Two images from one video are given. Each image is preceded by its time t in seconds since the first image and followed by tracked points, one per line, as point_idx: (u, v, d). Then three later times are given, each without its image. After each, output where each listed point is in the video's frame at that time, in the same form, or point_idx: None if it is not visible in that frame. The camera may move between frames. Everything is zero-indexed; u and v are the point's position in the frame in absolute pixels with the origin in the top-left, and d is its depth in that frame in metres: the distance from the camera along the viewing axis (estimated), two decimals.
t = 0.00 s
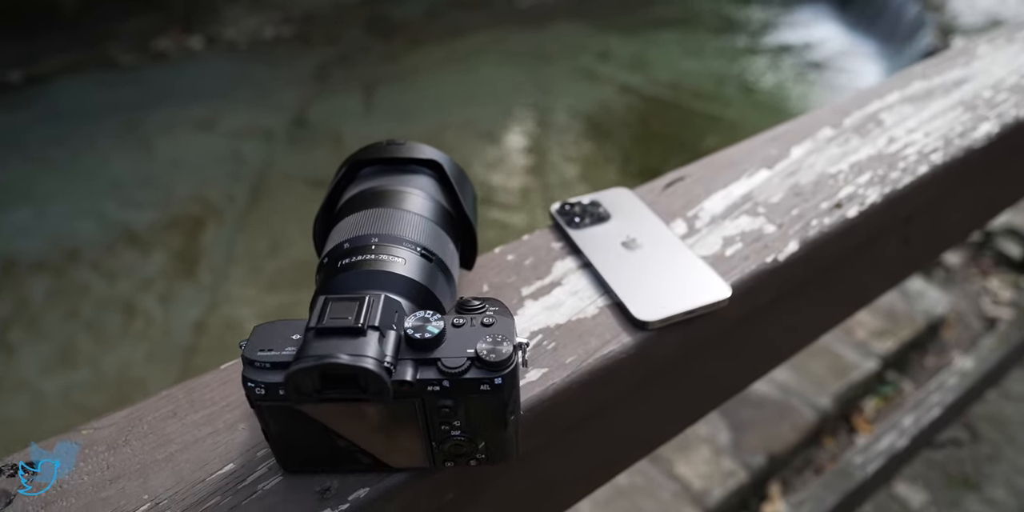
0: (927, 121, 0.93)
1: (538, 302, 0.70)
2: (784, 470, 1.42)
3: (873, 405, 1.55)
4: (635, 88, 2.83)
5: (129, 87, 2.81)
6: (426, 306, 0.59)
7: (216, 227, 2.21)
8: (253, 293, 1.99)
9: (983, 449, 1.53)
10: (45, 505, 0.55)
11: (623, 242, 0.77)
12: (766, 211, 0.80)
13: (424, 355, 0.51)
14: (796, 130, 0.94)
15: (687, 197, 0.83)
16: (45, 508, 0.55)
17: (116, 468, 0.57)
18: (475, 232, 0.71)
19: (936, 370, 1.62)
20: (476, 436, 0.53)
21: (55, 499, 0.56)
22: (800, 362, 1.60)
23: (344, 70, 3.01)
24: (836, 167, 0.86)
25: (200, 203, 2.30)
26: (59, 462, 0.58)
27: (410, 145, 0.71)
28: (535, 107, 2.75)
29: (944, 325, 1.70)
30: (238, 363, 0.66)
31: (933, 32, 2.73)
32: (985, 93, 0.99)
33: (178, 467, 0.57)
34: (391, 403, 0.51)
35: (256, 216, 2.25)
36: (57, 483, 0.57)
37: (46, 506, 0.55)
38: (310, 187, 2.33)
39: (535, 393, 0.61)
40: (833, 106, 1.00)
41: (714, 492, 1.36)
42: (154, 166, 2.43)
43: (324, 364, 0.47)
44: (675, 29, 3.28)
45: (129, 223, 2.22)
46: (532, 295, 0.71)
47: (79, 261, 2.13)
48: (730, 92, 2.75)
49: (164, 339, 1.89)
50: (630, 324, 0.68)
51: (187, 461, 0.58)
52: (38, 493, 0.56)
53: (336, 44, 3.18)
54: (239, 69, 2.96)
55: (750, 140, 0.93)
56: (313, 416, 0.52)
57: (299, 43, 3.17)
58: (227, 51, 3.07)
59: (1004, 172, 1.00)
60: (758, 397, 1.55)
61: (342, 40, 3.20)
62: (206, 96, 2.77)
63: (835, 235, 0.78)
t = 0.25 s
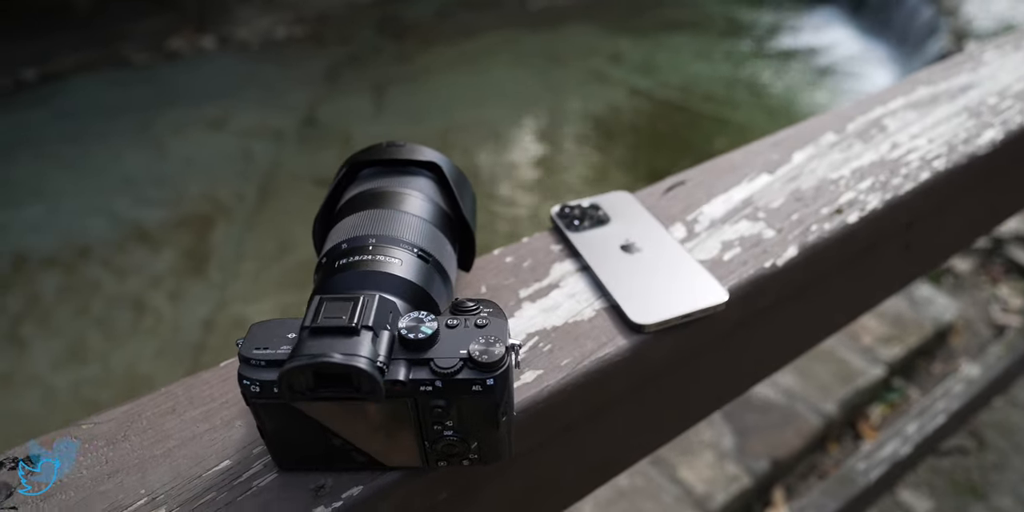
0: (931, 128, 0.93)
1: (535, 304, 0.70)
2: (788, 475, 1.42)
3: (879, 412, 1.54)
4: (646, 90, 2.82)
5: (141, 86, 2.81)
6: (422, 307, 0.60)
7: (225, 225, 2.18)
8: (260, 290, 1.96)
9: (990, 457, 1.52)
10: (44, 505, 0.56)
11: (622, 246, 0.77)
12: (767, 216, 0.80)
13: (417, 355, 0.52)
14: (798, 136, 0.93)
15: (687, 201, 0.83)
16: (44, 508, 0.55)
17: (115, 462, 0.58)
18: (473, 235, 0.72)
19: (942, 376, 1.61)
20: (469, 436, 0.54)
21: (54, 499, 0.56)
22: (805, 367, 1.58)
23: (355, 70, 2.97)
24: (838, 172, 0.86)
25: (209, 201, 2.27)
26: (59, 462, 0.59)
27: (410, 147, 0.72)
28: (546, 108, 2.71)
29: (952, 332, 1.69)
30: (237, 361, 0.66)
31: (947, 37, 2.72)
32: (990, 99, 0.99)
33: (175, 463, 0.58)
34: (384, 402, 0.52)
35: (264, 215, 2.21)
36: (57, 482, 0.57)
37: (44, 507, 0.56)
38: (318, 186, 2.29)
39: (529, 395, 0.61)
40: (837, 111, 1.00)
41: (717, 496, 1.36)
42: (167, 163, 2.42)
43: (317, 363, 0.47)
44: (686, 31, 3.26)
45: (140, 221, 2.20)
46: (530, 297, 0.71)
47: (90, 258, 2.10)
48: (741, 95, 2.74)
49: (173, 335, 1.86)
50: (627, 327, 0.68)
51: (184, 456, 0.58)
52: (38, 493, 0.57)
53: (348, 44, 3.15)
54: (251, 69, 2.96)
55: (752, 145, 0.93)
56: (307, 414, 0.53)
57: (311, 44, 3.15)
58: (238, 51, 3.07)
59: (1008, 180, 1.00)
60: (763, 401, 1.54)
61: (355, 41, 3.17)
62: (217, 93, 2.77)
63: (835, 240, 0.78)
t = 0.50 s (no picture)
0: (934, 131, 0.93)
1: (532, 303, 0.71)
2: (792, 480, 1.40)
3: (885, 417, 1.52)
4: (655, 92, 2.81)
5: (153, 84, 2.81)
6: (418, 305, 0.60)
7: (235, 224, 2.18)
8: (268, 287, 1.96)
9: (997, 464, 1.50)
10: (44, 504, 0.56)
11: (620, 246, 0.78)
12: (766, 218, 0.80)
13: (410, 352, 0.52)
14: (800, 138, 0.93)
15: (686, 202, 0.84)
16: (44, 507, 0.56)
17: (114, 454, 0.59)
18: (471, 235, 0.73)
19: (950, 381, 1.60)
20: (462, 433, 0.54)
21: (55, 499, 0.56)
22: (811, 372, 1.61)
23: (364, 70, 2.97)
24: (839, 175, 0.86)
25: (219, 199, 2.27)
26: (59, 463, 0.59)
27: (409, 147, 0.73)
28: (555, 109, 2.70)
29: (960, 338, 1.67)
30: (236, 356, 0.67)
31: (961, 40, 2.70)
32: (995, 103, 0.98)
33: (173, 456, 0.59)
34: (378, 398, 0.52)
35: (274, 213, 2.21)
36: (57, 483, 0.57)
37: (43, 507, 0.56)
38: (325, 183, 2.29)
39: (523, 394, 0.62)
40: (839, 114, 1.00)
41: (720, 499, 1.37)
42: (178, 162, 2.42)
43: (310, 358, 0.48)
44: (696, 33, 3.24)
45: (151, 218, 2.20)
46: (527, 297, 0.71)
47: (101, 254, 2.10)
48: (751, 98, 2.73)
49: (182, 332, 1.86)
50: (622, 327, 0.68)
51: (182, 450, 0.59)
52: (37, 493, 0.57)
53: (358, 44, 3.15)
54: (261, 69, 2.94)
55: (754, 147, 0.93)
56: (302, 408, 0.53)
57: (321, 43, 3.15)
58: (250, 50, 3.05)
59: (1013, 184, 0.99)
60: (768, 404, 1.55)
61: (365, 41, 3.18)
62: (228, 92, 2.76)
63: (834, 243, 0.78)
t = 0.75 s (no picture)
0: (939, 135, 0.93)
1: (531, 302, 0.71)
2: (796, 483, 1.43)
3: (892, 422, 1.55)
4: (666, 94, 2.80)
5: (165, 83, 2.82)
6: (417, 302, 0.61)
7: (245, 221, 2.19)
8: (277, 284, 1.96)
9: (1004, 471, 1.50)
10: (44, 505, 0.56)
11: (620, 247, 0.78)
12: (766, 221, 0.80)
13: (407, 348, 0.53)
14: (803, 141, 0.94)
15: (687, 205, 0.84)
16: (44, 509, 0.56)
17: (117, 445, 0.61)
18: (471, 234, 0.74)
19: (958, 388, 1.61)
20: (457, 429, 0.55)
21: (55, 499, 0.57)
22: (818, 376, 1.60)
23: (374, 69, 2.98)
24: (841, 179, 0.86)
25: (230, 197, 2.28)
26: (60, 462, 0.59)
27: (412, 146, 0.74)
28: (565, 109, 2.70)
29: (968, 345, 1.67)
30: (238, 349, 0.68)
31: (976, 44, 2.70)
32: (1000, 107, 0.98)
33: (175, 447, 0.60)
34: (374, 393, 0.53)
35: (283, 211, 2.20)
36: (58, 482, 0.58)
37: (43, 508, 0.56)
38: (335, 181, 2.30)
39: (519, 392, 0.63)
40: (843, 117, 0.99)
41: (724, 502, 1.38)
42: (190, 160, 2.43)
43: (307, 352, 0.49)
44: (707, 35, 3.23)
45: (164, 216, 2.21)
46: (526, 296, 0.72)
47: (113, 250, 2.11)
48: (763, 101, 2.72)
49: (192, 327, 1.88)
50: (620, 327, 0.69)
51: (183, 441, 0.60)
52: (38, 493, 0.57)
53: (369, 43, 3.16)
54: (273, 68, 2.95)
55: (757, 150, 0.94)
56: (300, 401, 0.54)
57: (331, 43, 3.16)
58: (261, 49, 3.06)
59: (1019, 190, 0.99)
60: (772, 407, 1.55)
61: (376, 40, 3.19)
62: (240, 91, 2.78)
63: (834, 246, 0.78)
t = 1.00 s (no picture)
0: (951, 144, 0.92)
1: (535, 303, 0.72)
2: (806, 493, 1.39)
3: (905, 434, 1.50)
4: (684, 98, 2.78)
5: (186, 81, 2.84)
6: (420, 301, 0.62)
7: (262, 219, 2.15)
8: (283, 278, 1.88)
9: (1019, 486, 1.48)
10: (44, 504, 0.57)
11: (625, 250, 0.79)
12: (773, 227, 0.80)
13: (407, 345, 0.54)
14: (813, 148, 0.93)
15: (694, 209, 0.84)
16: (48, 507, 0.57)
17: (125, 433, 0.62)
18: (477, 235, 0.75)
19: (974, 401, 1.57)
20: (456, 426, 0.56)
21: (57, 498, 0.57)
22: (830, 385, 1.60)
23: (393, 69, 2.99)
24: (851, 186, 0.86)
25: (249, 195, 2.26)
26: (59, 462, 0.60)
27: (420, 147, 0.75)
28: (582, 112, 2.69)
29: (984, 357, 1.64)
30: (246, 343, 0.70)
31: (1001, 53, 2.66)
32: (1016, 118, 0.97)
33: (181, 437, 0.61)
34: (374, 389, 0.54)
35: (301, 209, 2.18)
36: (57, 483, 0.59)
37: (48, 505, 0.57)
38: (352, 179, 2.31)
39: (520, 391, 0.63)
40: (856, 125, 0.99)
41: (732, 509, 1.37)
42: (210, 156, 2.44)
43: (309, 347, 0.50)
44: (728, 39, 3.19)
45: (182, 212, 2.20)
46: (531, 297, 0.73)
47: (133, 244, 2.09)
48: (782, 107, 2.70)
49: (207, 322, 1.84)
50: (623, 330, 0.69)
51: (190, 431, 0.62)
52: (36, 493, 0.58)
53: (388, 43, 3.17)
54: (292, 66, 2.97)
55: (767, 156, 0.94)
56: (303, 395, 0.56)
57: (351, 42, 3.17)
58: (282, 48, 3.08)
59: None
60: (783, 415, 1.54)
61: (395, 40, 3.20)
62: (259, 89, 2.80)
63: (841, 254, 0.78)
